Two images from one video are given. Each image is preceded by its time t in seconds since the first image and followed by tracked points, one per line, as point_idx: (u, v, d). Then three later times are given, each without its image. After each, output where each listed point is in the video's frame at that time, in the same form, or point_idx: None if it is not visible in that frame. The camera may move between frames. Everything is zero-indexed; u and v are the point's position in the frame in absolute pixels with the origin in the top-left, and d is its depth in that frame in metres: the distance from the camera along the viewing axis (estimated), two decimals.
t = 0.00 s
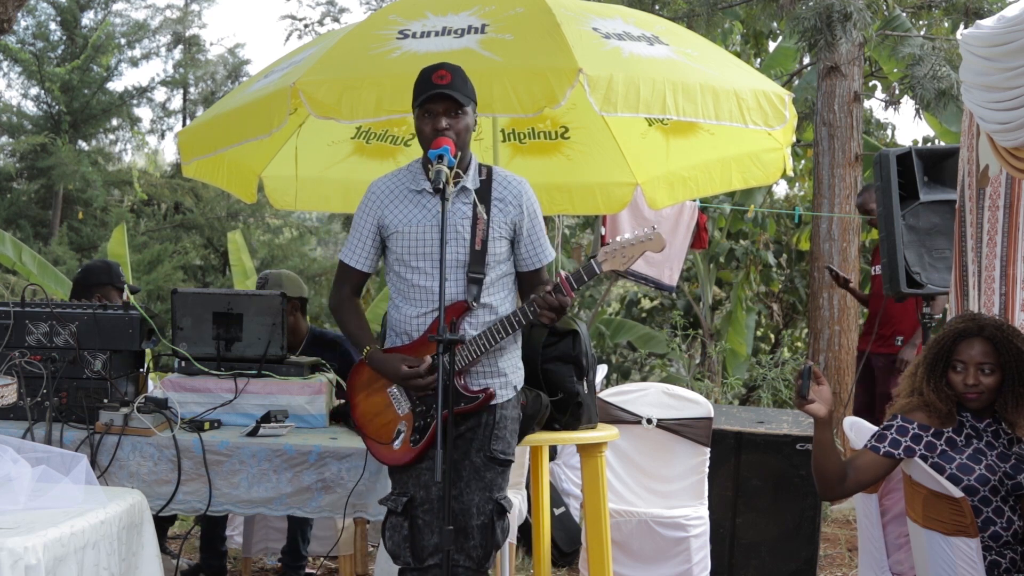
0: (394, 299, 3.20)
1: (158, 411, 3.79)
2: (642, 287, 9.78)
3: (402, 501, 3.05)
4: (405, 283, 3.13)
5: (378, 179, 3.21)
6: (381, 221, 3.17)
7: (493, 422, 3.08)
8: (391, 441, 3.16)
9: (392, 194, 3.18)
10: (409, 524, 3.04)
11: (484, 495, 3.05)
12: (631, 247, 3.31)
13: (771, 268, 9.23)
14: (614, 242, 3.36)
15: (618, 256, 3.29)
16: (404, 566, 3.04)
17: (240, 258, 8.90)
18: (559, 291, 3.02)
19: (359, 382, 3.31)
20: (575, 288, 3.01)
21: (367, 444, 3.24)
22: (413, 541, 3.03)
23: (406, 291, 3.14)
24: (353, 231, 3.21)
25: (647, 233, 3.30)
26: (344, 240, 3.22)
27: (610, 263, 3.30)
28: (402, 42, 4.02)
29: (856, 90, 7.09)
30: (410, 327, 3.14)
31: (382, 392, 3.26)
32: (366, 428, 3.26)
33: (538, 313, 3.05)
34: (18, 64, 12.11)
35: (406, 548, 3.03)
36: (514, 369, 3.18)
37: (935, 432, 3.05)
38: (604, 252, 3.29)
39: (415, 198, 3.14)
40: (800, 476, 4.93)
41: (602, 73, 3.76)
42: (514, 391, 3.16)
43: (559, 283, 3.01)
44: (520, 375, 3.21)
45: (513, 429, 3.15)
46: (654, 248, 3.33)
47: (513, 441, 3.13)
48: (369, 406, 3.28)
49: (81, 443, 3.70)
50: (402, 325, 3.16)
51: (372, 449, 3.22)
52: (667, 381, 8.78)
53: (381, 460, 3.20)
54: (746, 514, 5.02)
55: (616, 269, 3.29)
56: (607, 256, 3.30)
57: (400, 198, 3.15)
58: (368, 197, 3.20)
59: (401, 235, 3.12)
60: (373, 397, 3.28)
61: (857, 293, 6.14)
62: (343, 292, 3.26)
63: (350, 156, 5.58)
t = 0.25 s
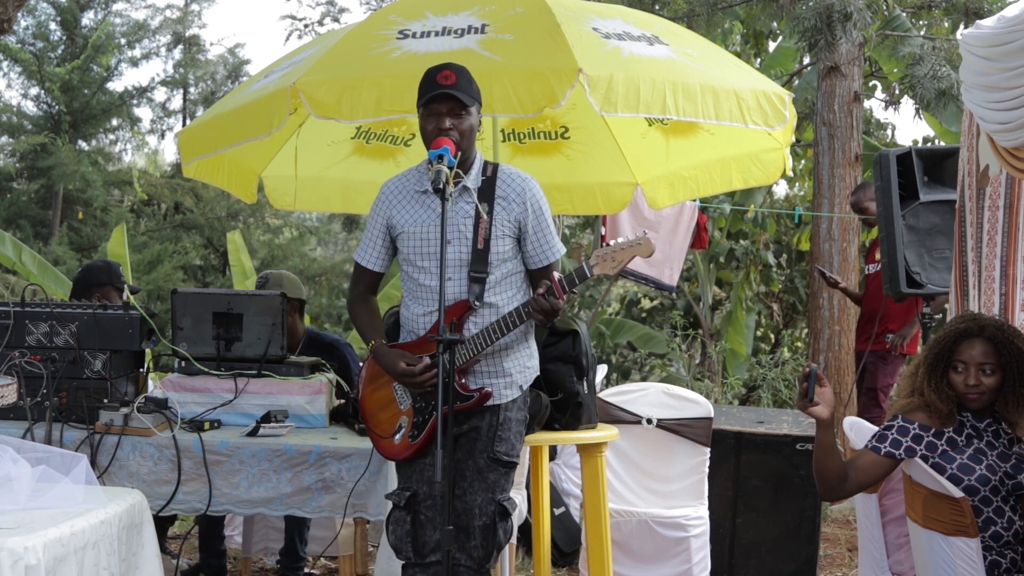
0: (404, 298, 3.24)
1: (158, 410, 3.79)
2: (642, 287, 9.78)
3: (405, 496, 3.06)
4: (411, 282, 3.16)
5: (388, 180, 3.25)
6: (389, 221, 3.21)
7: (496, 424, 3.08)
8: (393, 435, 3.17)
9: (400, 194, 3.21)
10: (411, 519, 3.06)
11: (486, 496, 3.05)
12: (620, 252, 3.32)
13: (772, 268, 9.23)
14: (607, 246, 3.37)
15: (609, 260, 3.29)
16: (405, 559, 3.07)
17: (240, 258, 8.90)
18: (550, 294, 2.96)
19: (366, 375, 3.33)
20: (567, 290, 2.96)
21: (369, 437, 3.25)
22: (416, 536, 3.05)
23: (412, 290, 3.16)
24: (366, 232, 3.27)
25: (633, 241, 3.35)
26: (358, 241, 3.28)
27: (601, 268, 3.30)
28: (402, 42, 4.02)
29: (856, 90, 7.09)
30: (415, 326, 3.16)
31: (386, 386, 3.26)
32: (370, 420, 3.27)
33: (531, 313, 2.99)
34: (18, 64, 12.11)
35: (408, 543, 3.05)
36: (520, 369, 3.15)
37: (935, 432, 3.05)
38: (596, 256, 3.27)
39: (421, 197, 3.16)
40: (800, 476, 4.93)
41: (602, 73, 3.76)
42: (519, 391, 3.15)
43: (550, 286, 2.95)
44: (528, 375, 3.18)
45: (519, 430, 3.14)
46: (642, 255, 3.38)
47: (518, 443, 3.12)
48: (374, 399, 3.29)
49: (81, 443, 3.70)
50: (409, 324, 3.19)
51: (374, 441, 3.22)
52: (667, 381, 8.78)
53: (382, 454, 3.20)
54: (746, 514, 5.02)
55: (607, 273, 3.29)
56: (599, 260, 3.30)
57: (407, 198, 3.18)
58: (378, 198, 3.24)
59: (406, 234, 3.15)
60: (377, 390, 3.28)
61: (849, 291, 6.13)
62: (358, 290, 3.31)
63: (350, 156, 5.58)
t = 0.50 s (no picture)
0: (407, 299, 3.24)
1: (158, 411, 3.79)
2: (642, 287, 9.78)
3: (401, 495, 3.07)
4: (414, 282, 3.16)
5: (392, 180, 3.25)
6: (392, 221, 3.21)
7: (495, 425, 3.09)
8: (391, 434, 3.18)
9: (403, 194, 3.21)
10: (404, 518, 3.06)
11: (485, 497, 3.05)
12: (621, 255, 3.34)
13: (771, 268, 9.22)
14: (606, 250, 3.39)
15: (610, 264, 3.32)
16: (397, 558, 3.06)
17: (240, 259, 8.90)
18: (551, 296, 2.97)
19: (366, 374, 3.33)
20: (567, 293, 2.96)
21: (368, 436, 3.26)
22: (408, 535, 3.05)
23: (415, 290, 3.17)
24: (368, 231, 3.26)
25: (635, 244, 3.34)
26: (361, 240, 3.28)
27: (600, 271, 3.33)
28: (402, 42, 4.02)
29: (856, 90, 7.09)
30: (417, 326, 3.17)
31: (386, 385, 3.27)
32: (368, 419, 3.27)
33: (531, 314, 3.02)
34: (18, 64, 12.11)
35: (401, 541, 3.05)
36: (520, 370, 3.15)
37: (935, 432, 3.05)
38: (596, 259, 3.31)
39: (424, 198, 3.17)
40: (800, 476, 4.93)
41: (602, 73, 3.77)
42: (519, 391, 3.15)
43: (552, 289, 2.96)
44: (528, 375, 3.18)
45: (519, 432, 3.14)
46: (642, 258, 3.36)
47: (519, 444, 3.12)
48: (373, 397, 3.30)
49: (81, 443, 3.70)
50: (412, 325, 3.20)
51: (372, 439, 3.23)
52: (667, 381, 8.78)
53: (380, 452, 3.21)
54: (746, 514, 5.01)
55: (606, 277, 3.32)
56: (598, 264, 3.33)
57: (411, 199, 3.19)
58: (381, 197, 3.25)
59: (409, 235, 3.16)
60: (377, 389, 3.29)
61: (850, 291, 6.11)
62: (362, 288, 3.31)
63: (350, 156, 5.57)
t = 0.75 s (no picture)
0: (398, 297, 3.23)
1: (158, 411, 3.79)
2: (642, 287, 9.78)
3: (382, 493, 3.10)
4: (407, 280, 3.15)
5: (386, 176, 3.24)
6: (387, 217, 3.20)
7: (487, 424, 3.10)
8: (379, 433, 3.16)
9: (398, 191, 3.20)
10: (384, 517, 3.09)
11: (479, 497, 3.06)
12: (626, 259, 3.38)
13: (771, 268, 9.22)
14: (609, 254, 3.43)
15: (614, 268, 3.36)
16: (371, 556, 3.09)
17: (240, 258, 8.91)
18: (552, 298, 3.01)
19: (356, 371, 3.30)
20: (569, 296, 3.01)
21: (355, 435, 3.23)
22: (386, 534, 3.08)
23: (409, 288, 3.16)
24: (360, 226, 3.24)
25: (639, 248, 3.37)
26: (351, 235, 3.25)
27: (604, 275, 3.36)
28: (402, 42, 4.02)
29: (856, 90, 7.09)
30: (410, 324, 3.16)
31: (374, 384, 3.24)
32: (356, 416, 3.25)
33: (529, 317, 3.04)
34: (18, 64, 12.11)
35: (377, 540, 3.07)
36: (511, 371, 3.17)
37: (935, 432, 3.05)
38: (600, 263, 3.35)
39: (420, 196, 3.17)
40: (800, 476, 4.93)
41: (602, 73, 3.77)
42: (510, 392, 3.15)
43: (553, 291, 3.00)
44: (518, 376, 3.19)
45: (511, 433, 3.15)
46: (648, 264, 3.39)
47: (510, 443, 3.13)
48: (362, 395, 3.27)
49: (81, 443, 3.70)
50: (403, 323, 3.18)
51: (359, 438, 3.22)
52: (667, 381, 8.78)
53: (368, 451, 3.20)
54: (746, 514, 5.01)
55: (609, 281, 3.36)
56: (602, 267, 3.36)
57: (406, 196, 3.18)
58: (375, 193, 3.23)
59: (404, 232, 3.15)
60: (365, 388, 3.26)
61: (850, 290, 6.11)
62: (351, 285, 3.26)
63: (350, 156, 5.57)
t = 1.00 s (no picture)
0: (373, 292, 3.20)
1: (158, 411, 3.79)
2: (642, 287, 9.78)
3: (360, 499, 3.07)
4: (386, 276, 3.14)
5: (368, 170, 3.22)
6: (368, 211, 3.17)
7: (468, 422, 3.14)
8: (360, 435, 3.16)
9: (382, 185, 3.18)
10: (363, 522, 3.07)
11: (464, 495, 3.11)
12: (623, 259, 3.39)
13: (771, 268, 9.22)
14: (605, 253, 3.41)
15: (610, 269, 3.36)
16: (351, 561, 3.07)
17: (240, 259, 8.91)
18: (548, 298, 3.07)
19: (332, 373, 3.28)
20: (565, 296, 3.08)
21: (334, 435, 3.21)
22: (365, 539, 3.06)
23: (389, 285, 3.15)
24: (336, 218, 3.19)
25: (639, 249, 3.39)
26: (325, 226, 3.19)
27: (601, 276, 3.37)
28: (402, 42, 4.02)
29: (856, 90, 7.09)
30: (390, 322, 3.15)
31: (355, 384, 3.23)
32: (333, 419, 3.24)
33: (525, 316, 3.09)
34: (18, 64, 12.11)
35: (357, 545, 3.05)
36: (489, 370, 3.21)
37: (935, 432, 3.05)
38: (597, 264, 3.35)
39: (406, 193, 3.16)
40: (800, 476, 4.93)
41: (602, 73, 3.77)
42: (488, 392, 3.20)
43: (550, 291, 3.06)
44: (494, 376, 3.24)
45: (490, 427, 3.21)
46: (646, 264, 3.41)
47: (490, 439, 3.19)
48: (340, 397, 3.25)
49: (81, 443, 3.70)
50: (379, 319, 3.17)
51: (337, 439, 3.20)
52: (667, 381, 8.79)
53: (346, 453, 3.19)
54: (746, 514, 5.01)
55: (606, 282, 3.36)
56: (598, 268, 3.36)
57: (391, 192, 3.17)
58: (356, 186, 3.20)
59: (388, 228, 3.14)
60: (344, 388, 3.25)
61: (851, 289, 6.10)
62: (321, 279, 3.22)
63: (350, 156, 5.56)
